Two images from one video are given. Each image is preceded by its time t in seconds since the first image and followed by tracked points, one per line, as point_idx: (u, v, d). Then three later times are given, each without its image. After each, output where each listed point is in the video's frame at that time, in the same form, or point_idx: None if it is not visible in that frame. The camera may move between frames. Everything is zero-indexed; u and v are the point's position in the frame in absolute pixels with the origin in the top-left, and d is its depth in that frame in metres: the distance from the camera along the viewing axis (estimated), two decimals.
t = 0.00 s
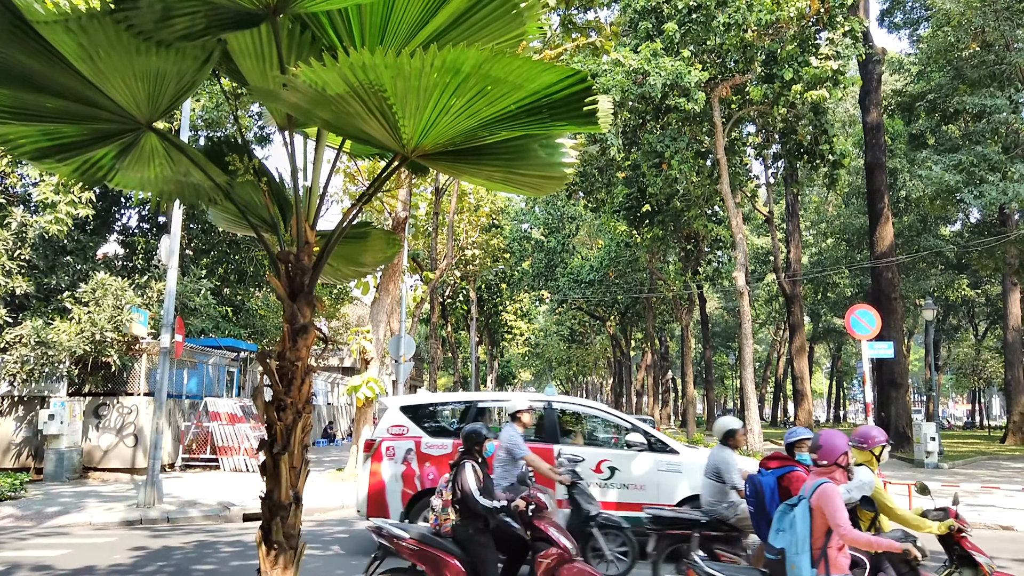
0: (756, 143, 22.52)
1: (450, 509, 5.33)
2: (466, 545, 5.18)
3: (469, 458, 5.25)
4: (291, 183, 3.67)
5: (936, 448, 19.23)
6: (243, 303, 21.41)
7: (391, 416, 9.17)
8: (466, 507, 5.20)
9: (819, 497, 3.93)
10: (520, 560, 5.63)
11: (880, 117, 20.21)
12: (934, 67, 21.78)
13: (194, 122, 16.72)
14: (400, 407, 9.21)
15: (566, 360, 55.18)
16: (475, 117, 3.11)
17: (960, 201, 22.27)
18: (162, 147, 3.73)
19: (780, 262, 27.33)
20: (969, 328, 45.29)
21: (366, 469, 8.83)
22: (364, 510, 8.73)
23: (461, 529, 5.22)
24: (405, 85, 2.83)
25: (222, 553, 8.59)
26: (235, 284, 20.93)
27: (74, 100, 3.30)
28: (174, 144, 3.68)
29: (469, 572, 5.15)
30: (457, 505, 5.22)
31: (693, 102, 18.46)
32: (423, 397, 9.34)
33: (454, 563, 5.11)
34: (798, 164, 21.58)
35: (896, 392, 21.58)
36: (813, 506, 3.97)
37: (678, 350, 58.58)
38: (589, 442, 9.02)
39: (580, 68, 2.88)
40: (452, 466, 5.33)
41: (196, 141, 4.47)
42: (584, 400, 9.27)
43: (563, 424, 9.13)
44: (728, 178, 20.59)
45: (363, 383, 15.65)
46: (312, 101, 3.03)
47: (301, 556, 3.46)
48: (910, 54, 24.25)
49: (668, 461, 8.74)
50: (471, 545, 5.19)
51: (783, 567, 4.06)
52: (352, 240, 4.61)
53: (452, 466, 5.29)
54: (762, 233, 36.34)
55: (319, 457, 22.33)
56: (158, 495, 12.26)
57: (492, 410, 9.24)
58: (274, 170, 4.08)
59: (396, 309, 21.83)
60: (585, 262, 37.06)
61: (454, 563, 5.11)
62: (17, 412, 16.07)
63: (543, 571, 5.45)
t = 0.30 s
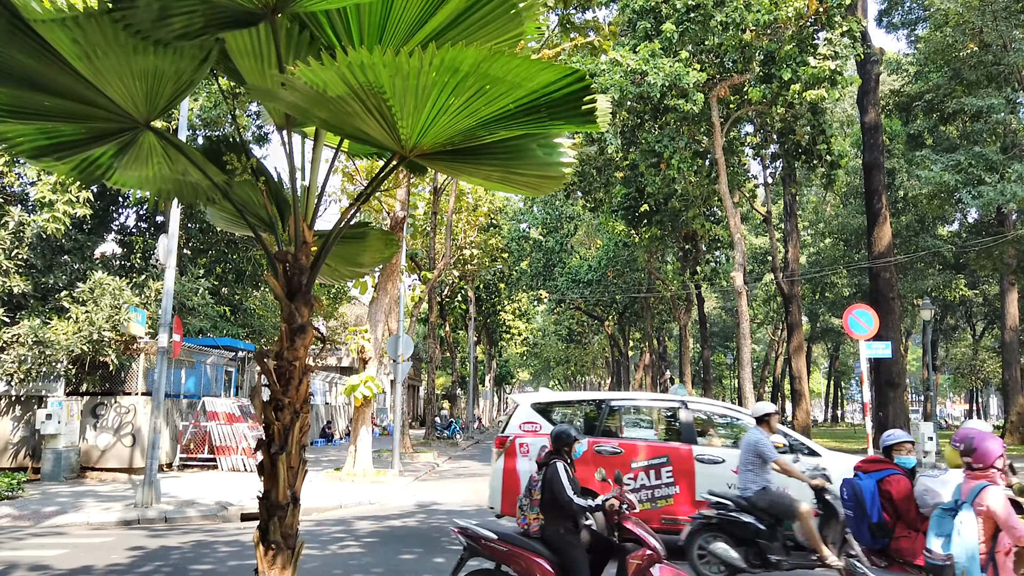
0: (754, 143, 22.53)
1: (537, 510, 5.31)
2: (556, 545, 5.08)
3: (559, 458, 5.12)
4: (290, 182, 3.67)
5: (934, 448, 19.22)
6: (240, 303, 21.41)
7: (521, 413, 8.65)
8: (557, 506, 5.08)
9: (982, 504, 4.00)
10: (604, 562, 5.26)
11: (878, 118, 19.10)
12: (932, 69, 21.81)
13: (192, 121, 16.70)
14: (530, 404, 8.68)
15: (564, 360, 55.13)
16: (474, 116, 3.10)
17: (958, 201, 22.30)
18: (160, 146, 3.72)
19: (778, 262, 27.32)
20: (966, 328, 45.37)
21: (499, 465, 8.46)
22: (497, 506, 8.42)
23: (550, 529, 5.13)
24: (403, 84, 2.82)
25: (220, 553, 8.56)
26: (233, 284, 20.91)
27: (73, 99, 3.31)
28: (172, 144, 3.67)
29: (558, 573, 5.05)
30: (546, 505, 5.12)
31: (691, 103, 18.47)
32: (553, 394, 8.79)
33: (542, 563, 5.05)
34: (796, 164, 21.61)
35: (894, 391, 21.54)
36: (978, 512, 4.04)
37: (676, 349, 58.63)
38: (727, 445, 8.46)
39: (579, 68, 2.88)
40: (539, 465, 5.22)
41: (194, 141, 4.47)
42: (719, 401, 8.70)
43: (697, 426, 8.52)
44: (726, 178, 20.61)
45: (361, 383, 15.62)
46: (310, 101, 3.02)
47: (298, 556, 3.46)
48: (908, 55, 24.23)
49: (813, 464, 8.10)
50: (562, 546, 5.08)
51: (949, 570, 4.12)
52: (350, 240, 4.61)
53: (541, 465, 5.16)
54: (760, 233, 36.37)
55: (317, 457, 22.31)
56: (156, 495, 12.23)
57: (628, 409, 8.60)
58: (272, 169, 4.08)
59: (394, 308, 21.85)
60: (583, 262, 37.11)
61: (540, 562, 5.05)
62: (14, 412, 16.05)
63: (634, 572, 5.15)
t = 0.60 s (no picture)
0: (752, 144, 22.55)
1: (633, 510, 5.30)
2: (653, 546, 5.16)
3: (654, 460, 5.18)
4: (289, 182, 3.68)
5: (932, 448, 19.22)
6: (238, 302, 21.41)
7: (645, 419, 8.39)
8: (653, 505, 5.16)
9: None
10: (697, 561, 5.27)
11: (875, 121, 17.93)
12: (930, 70, 21.83)
13: (190, 121, 16.68)
14: (654, 409, 8.41)
15: (562, 359, 55.13)
16: (474, 117, 3.10)
17: (955, 202, 22.33)
18: (159, 147, 3.71)
19: (776, 262, 27.34)
20: (964, 328, 45.45)
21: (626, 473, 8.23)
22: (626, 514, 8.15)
23: (647, 531, 5.21)
24: (403, 85, 2.82)
25: (218, 553, 8.56)
26: (231, 284, 20.90)
27: (72, 99, 3.30)
28: (171, 144, 3.67)
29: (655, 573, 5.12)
30: (644, 505, 5.19)
31: (688, 103, 18.50)
32: (676, 398, 8.50)
33: (641, 566, 5.10)
34: (794, 165, 21.65)
35: (891, 392, 21.55)
36: None
37: (674, 349, 58.63)
38: (862, 447, 8.01)
39: (578, 69, 2.89)
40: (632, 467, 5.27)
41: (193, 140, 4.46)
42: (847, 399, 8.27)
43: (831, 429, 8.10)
44: (723, 179, 20.62)
45: (359, 383, 15.60)
46: (309, 101, 3.03)
47: (297, 556, 3.46)
48: (905, 56, 24.24)
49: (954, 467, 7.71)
50: (660, 547, 5.15)
51: None
52: (349, 240, 4.61)
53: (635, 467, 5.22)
54: (758, 233, 36.40)
55: (315, 457, 22.28)
56: (153, 495, 12.21)
57: (757, 412, 8.21)
58: (271, 169, 4.08)
59: (392, 308, 21.82)
60: (581, 261, 37.12)
61: (640, 565, 5.11)
62: (11, 411, 16.04)
63: (732, 572, 5.24)
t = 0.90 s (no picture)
0: (749, 146, 22.59)
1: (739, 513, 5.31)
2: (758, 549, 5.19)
3: (755, 462, 5.24)
4: (286, 183, 3.68)
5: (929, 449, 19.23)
6: (235, 304, 21.43)
7: (773, 422, 8.38)
8: (759, 508, 5.21)
9: None
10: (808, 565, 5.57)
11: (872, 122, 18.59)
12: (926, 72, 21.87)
13: (187, 122, 16.68)
14: (781, 411, 8.42)
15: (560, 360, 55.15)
16: (471, 120, 3.11)
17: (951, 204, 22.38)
18: (156, 148, 3.71)
19: (773, 264, 27.38)
20: (961, 329, 45.51)
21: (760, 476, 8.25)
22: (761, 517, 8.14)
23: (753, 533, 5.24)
24: (401, 88, 2.83)
25: (214, 555, 8.56)
26: (228, 285, 20.90)
27: (70, 100, 3.30)
28: (168, 145, 3.67)
29: None
30: (751, 507, 5.22)
31: (685, 105, 18.55)
32: (802, 402, 8.53)
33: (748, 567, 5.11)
34: (791, 167, 21.68)
35: (888, 393, 21.57)
36: None
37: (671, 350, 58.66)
38: (998, 451, 7.97)
39: (575, 73, 2.90)
40: (736, 470, 5.34)
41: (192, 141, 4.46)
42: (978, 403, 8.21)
43: (968, 434, 8.07)
44: (720, 180, 20.65)
45: (356, 384, 15.60)
46: (307, 103, 3.03)
47: (294, 557, 3.46)
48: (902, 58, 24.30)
49: None
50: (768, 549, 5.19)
51: None
52: (346, 242, 4.61)
53: (737, 470, 5.31)
54: (755, 234, 36.44)
55: (313, 458, 22.26)
56: (150, 497, 12.20)
57: (890, 417, 8.22)
58: (269, 171, 4.09)
59: (390, 310, 21.80)
60: (579, 263, 37.17)
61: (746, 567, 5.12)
62: (7, 412, 16.06)
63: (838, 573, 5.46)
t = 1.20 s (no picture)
0: (745, 147, 22.61)
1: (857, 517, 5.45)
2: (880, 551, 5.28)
3: (866, 465, 5.38)
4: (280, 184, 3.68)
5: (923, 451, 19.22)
6: (231, 305, 21.39)
7: (907, 423, 8.19)
8: (875, 510, 5.33)
9: None
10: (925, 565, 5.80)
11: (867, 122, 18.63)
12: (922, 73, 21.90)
13: (182, 122, 16.63)
14: (914, 414, 8.24)
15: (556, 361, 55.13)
16: (465, 124, 3.12)
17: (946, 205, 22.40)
18: (151, 150, 3.72)
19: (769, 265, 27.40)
20: (956, 331, 45.59)
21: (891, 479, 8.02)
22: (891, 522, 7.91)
23: (874, 535, 5.33)
24: (397, 91, 2.83)
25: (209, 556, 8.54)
26: (223, 286, 20.85)
27: (63, 101, 3.29)
28: (163, 146, 3.68)
29: None
30: (867, 510, 5.35)
31: (681, 106, 18.57)
32: (933, 403, 8.39)
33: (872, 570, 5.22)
34: (787, 167, 21.69)
35: (883, 394, 21.57)
36: None
37: (668, 351, 58.67)
38: None
39: (569, 78, 2.90)
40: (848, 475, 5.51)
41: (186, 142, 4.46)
42: None
43: None
44: (716, 181, 20.65)
45: (351, 385, 15.58)
46: (301, 106, 3.03)
47: (288, 558, 3.47)
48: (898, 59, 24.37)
49: None
50: (888, 552, 5.27)
51: None
52: (340, 244, 4.61)
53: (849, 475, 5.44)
54: (751, 236, 36.45)
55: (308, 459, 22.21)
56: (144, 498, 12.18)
57: None
58: (263, 173, 4.10)
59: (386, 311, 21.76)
60: (575, 263, 37.18)
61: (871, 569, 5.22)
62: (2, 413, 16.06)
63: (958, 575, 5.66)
